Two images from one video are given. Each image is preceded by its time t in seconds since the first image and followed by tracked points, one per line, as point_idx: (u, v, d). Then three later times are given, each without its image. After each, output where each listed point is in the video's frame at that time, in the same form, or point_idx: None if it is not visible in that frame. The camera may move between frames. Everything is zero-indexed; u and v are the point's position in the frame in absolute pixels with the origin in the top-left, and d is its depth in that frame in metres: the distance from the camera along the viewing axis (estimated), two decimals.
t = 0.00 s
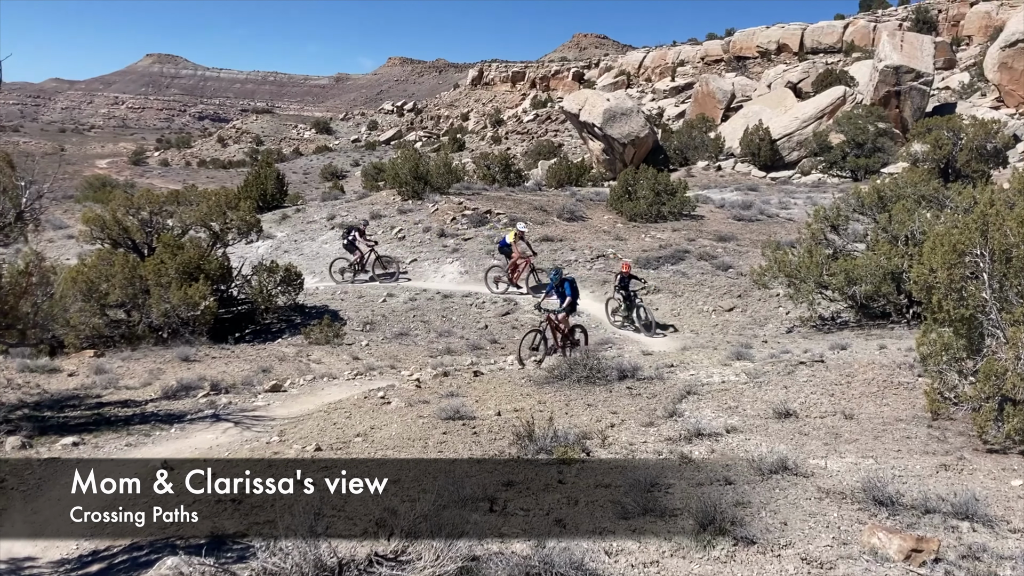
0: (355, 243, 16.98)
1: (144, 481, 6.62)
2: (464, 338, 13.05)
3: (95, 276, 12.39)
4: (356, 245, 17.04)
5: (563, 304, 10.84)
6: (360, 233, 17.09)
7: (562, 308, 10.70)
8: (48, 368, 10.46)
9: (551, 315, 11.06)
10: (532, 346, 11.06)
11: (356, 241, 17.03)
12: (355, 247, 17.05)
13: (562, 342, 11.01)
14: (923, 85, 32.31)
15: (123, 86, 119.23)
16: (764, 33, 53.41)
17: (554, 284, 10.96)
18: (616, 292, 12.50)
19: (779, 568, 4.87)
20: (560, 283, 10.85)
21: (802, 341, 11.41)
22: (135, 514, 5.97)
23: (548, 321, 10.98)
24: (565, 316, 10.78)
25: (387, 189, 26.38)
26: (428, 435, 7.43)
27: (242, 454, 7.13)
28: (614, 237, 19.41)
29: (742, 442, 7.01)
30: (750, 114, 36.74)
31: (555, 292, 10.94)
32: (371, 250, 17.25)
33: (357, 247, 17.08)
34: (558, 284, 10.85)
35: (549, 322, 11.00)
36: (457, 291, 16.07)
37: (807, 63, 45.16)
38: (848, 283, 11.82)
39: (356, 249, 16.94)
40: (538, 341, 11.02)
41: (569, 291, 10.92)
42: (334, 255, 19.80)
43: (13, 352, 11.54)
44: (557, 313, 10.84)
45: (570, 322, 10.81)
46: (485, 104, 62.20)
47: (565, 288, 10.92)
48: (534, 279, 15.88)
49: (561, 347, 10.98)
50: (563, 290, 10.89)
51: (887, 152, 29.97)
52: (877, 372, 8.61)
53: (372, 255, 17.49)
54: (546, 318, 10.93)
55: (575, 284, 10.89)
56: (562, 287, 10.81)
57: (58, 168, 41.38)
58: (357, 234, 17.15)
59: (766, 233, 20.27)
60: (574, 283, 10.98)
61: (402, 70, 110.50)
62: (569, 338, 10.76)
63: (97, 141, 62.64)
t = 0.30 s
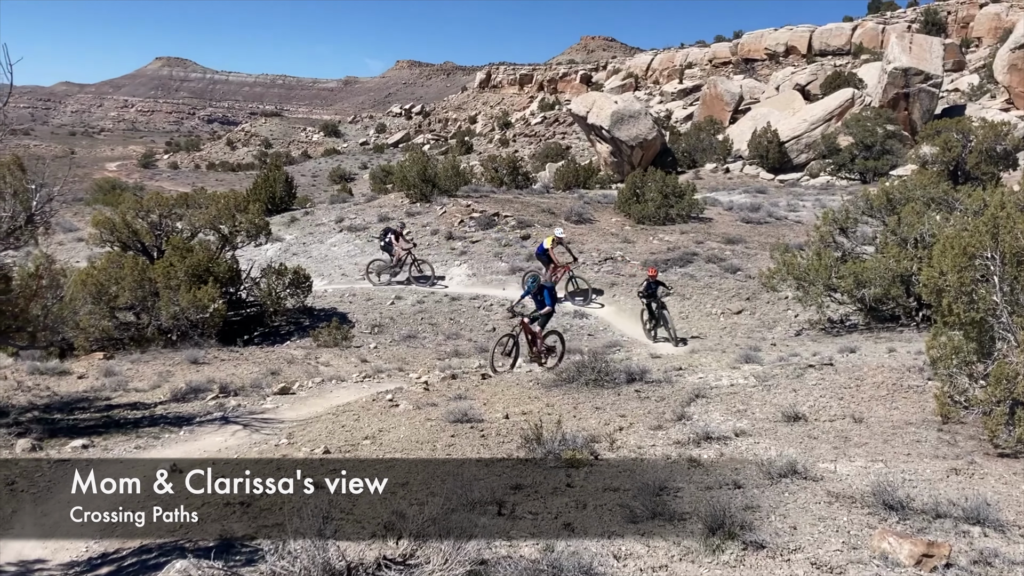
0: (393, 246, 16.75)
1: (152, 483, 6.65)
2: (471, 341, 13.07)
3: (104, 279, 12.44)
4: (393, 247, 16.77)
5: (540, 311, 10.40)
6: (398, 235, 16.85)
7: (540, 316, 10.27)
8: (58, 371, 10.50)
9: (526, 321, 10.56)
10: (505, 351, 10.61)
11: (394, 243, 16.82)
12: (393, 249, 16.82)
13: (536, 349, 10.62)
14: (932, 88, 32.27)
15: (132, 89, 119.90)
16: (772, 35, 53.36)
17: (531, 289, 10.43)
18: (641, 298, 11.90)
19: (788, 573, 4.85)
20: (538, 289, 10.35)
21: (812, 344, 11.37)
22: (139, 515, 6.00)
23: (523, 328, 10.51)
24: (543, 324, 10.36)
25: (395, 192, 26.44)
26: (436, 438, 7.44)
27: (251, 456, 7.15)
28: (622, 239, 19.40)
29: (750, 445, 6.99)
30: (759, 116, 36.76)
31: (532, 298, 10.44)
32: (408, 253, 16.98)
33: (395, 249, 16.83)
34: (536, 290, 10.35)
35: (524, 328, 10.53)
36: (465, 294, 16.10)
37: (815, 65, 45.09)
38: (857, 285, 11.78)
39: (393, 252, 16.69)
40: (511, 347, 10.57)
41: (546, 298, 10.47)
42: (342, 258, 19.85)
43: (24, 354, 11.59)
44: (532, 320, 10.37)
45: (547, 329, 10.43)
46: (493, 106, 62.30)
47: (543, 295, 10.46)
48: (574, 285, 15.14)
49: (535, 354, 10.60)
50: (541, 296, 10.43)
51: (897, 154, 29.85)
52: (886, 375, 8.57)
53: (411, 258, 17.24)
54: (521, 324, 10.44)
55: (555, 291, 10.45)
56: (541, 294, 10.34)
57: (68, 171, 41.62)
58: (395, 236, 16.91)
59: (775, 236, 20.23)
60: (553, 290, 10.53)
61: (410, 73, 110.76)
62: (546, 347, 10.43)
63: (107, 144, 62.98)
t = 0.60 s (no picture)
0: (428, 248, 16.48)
1: (160, 483, 6.67)
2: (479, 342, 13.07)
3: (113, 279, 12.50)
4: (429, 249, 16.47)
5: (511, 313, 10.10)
6: (433, 237, 16.58)
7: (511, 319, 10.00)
8: (67, 371, 10.55)
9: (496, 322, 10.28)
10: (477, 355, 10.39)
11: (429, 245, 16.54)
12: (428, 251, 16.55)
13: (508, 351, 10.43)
14: (940, 88, 32.18)
15: (140, 91, 120.38)
16: (780, 36, 53.29)
17: (502, 290, 10.03)
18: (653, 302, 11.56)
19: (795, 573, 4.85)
20: (509, 290, 9.99)
21: (819, 345, 11.35)
22: (147, 515, 6.02)
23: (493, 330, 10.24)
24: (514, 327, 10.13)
25: (402, 193, 26.49)
26: (443, 438, 7.45)
27: (258, 456, 7.16)
28: (629, 240, 19.38)
29: (758, 446, 6.98)
30: (766, 117, 36.70)
31: (503, 298, 10.07)
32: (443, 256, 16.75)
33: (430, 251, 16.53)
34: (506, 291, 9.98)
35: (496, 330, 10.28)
36: (473, 295, 16.15)
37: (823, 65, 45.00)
38: (864, 286, 11.76)
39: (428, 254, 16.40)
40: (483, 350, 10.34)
41: (517, 298, 10.13)
42: (349, 259, 19.89)
43: (33, 355, 11.64)
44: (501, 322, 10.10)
45: (520, 331, 10.22)
46: (500, 107, 62.34)
47: (514, 295, 10.12)
48: (610, 295, 14.46)
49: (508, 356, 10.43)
50: (512, 297, 10.08)
51: (905, 155, 29.77)
52: (894, 376, 8.55)
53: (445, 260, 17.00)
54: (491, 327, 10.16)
55: (526, 291, 10.11)
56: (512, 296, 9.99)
57: (78, 174, 41.81)
58: (431, 238, 16.63)
59: (782, 236, 20.19)
60: (524, 289, 10.17)
61: (417, 75, 110.81)
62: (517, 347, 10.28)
63: (115, 146, 63.26)
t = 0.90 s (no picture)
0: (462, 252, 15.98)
1: (166, 483, 6.68)
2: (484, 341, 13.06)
3: (119, 280, 12.54)
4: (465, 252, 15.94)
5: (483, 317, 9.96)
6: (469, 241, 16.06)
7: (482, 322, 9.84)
8: (73, 371, 10.58)
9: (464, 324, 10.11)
10: (442, 361, 10.07)
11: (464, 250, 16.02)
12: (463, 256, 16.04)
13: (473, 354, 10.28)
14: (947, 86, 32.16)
15: (146, 91, 120.73)
16: (785, 34, 53.21)
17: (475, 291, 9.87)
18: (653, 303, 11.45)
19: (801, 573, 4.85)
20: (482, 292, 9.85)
21: (825, 344, 11.33)
22: (153, 517, 6.02)
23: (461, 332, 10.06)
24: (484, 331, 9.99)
25: (407, 193, 26.49)
26: (448, 438, 7.45)
27: (264, 457, 7.17)
28: (634, 240, 19.37)
29: (763, 446, 6.98)
30: (771, 115, 36.68)
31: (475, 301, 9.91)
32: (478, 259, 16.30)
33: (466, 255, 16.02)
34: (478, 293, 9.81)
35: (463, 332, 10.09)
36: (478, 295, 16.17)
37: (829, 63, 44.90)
38: (871, 285, 11.73)
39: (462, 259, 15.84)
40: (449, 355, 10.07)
41: (490, 301, 10.00)
42: (355, 259, 19.91)
43: (40, 355, 11.68)
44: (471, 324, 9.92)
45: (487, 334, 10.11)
46: (505, 107, 62.33)
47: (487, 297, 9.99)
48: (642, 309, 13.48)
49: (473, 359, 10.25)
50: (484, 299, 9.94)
51: (911, 153, 29.70)
52: (900, 376, 8.53)
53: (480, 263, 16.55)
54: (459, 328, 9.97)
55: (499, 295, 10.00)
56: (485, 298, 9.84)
57: (85, 174, 41.91)
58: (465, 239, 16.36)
59: (788, 235, 20.18)
60: (496, 293, 10.15)
61: (422, 74, 110.80)
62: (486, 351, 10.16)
63: (122, 146, 63.44)
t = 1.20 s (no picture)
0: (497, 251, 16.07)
1: (170, 482, 6.69)
2: (488, 339, 13.05)
3: (124, 279, 12.58)
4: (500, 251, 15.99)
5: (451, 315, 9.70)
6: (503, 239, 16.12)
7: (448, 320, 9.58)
8: (78, 370, 10.61)
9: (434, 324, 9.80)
10: (408, 359, 9.73)
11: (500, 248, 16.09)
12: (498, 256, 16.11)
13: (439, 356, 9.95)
14: (952, 83, 31.98)
15: (151, 90, 120.90)
16: (790, 31, 53.11)
17: (444, 289, 9.70)
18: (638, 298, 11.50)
19: (805, 571, 4.85)
20: (452, 289, 9.69)
21: (829, 341, 11.33)
22: (158, 515, 6.04)
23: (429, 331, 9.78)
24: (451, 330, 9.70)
25: (411, 191, 26.51)
26: (453, 436, 7.46)
27: (268, 455, 7.19)
28: (638, 237, 19.36)
29: (768, 443, 6.97)
30: (776, 112, 36.65)
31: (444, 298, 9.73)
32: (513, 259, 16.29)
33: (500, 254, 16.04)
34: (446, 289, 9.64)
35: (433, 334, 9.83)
36: (482, 293, 16.17)
37: (833, 60, 44.79)
38: (875, 282, 11.72)
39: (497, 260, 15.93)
40: (415, 354, 9.76)
41: (459, 300, 9.83)
42: (359, 257, 19.93)
43: (45, 354, 11.72)
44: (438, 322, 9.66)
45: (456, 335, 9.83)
46: (509, 104, 62.32)
47: (456, 296, 9.80)
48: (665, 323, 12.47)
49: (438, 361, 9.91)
50: (454, 297, 9.74)
51: (916, 150, 29.64)
52: (905, 373, 8.51)
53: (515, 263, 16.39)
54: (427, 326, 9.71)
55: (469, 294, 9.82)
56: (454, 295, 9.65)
57: (90, 173, 41.99)
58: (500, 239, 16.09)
59: (792, 233, 20.16)
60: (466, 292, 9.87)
61: (426, 72, 110.81)
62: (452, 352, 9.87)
63: (126, 145, 63.53)
